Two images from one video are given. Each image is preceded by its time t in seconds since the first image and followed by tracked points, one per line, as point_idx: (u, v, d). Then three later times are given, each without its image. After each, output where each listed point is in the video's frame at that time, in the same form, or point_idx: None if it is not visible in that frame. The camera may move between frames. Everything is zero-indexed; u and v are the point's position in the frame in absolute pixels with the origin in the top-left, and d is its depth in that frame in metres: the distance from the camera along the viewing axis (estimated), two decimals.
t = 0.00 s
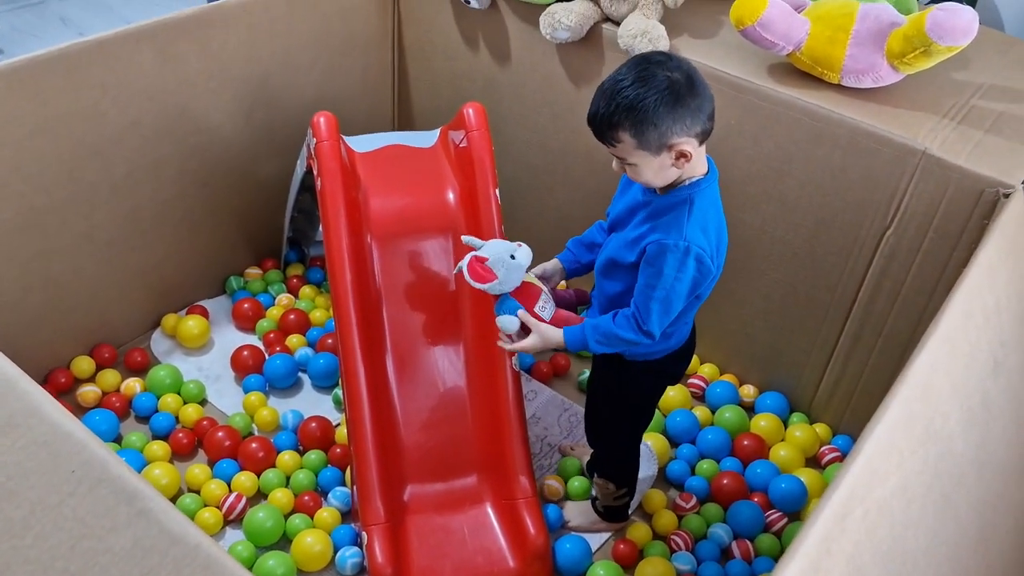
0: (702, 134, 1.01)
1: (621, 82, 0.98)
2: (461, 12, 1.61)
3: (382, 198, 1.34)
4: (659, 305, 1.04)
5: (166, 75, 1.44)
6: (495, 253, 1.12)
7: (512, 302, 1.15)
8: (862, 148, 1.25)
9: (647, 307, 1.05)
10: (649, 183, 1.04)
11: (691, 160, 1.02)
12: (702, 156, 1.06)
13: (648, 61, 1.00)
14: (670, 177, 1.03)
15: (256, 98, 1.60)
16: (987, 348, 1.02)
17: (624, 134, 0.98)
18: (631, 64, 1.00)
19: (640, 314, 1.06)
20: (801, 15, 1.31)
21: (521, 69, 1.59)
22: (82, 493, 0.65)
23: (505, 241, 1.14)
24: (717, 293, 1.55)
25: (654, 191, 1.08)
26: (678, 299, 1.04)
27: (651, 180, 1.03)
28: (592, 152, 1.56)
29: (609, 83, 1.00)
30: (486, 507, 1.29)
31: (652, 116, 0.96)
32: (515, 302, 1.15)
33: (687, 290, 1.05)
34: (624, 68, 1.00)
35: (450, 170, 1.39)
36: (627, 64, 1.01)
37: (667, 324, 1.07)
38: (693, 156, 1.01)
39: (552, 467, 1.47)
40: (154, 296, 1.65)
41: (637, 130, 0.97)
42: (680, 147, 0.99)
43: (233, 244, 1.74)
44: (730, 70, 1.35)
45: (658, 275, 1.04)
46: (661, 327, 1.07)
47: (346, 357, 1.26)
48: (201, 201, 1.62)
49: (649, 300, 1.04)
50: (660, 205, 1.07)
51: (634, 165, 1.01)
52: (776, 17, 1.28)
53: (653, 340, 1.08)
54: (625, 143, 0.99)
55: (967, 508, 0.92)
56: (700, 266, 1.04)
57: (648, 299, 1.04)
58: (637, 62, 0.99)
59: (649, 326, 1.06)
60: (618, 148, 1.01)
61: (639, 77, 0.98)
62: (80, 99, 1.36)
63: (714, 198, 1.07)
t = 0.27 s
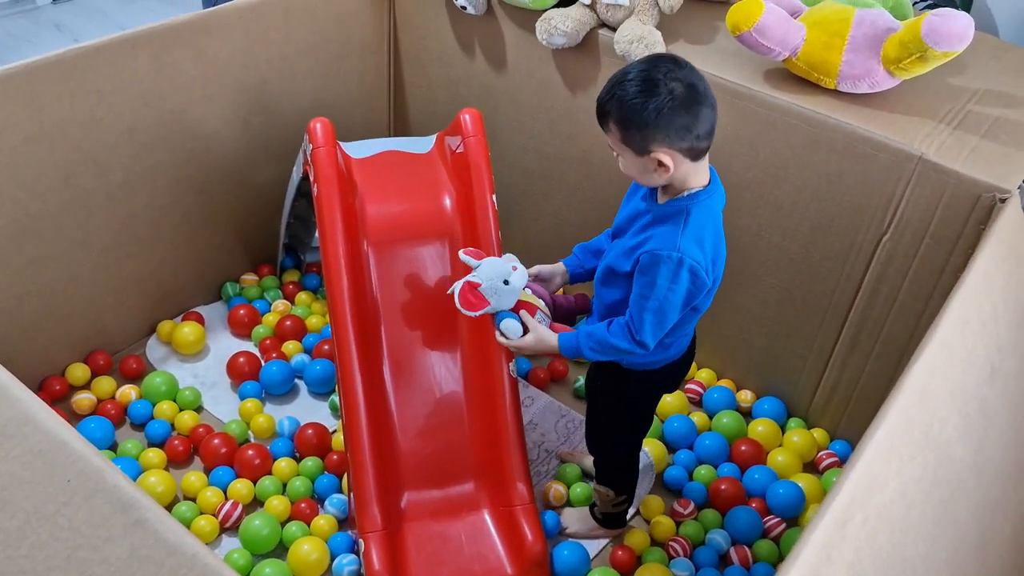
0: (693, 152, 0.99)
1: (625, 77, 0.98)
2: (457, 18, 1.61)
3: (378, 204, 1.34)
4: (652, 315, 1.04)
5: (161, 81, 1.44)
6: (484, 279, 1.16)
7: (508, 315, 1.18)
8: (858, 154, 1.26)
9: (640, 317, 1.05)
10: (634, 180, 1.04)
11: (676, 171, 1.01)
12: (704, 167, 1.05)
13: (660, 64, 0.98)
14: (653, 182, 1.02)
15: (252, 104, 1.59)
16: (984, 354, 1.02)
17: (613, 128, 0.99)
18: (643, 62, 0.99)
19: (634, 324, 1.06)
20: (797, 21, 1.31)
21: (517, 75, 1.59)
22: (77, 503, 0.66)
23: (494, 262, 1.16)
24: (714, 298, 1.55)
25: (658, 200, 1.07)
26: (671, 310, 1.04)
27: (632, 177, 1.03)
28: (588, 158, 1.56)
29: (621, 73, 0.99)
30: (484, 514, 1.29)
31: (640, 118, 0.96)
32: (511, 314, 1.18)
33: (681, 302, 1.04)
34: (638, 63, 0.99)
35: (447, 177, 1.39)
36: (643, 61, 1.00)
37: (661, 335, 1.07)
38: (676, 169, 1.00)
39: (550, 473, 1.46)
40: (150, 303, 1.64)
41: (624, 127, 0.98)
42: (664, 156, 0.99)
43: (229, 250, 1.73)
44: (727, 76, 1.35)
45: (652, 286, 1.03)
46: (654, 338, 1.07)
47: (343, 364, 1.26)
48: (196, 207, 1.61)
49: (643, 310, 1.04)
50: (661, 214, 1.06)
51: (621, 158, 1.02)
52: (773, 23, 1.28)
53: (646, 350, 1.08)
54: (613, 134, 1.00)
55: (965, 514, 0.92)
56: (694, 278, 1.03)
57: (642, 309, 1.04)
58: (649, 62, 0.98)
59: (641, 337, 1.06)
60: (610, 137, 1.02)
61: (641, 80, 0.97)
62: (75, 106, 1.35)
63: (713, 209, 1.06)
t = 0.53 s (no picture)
0: (671, 166, 1.00)
1: (638, 71, 0.99)
2: (453, 25, 1.62)
3: (375, 212, 1.34)
4: (632, 320, 1.04)
5: (158, 89, 1.44)
6: (490, 267, 1.16)
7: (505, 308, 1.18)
8: (853, 159, 1.26)
9: (621, 322, 1.05)
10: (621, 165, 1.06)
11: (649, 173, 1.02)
12: (697, 179, 1.04)
13: (673, 73, 0.98)
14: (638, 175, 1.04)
15: (249, 112, 1.59)
16: (981, 358, 1.02)
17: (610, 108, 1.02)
18: (661, 64, 0.99)
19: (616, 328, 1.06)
20: (792, 27, 1.32)
21: (514, 82, 1.59)
22: (74, 513, 0.66)
23: (500, 253, 1.17)
24: (711, 304, 1.55)
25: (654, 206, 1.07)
26: (653, 317, 1.04)
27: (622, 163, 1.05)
28: (585, 164, 1.56)
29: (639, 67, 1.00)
30: (482, 521, 1.29)
31: (627, 109, 0.98)
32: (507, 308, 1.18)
33: (663, 310, 1.04)
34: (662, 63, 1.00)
35: (443, 184, 1.39)
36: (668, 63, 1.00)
37: (645, 342, 1.06)
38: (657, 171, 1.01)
39: (549, 481, 1.46)
40: (147, 311, 1.64)
41: (616, 112, 1.00)
42: (640, 154, 1.01)
43: (226, 257, 1.73)
44: (722, 82, 1.35)
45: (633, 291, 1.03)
46: (637, 344, 1.06)
47: (341, 372, 1.26)
48: (193, 215, 1.61)
49: (623, 315, 1.04)
50: (650, 220, 1.06)
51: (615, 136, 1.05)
52: (768, 29, 1.28)
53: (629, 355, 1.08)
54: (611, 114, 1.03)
55: (966, 515, 0.93)
56: (674, 288, 1.02)
57: (622, 314, 1.05)
58: (664, 67, 0.98)
59: (623, 342, 1.06)
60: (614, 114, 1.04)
61: (644, 80, 0.98)
62: (72, 114, 1.35)
63: (700, 218, 1.05)
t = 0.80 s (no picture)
0: (664, 155, 1.00)
1: (651, 56, 0.99)
2: (450, 30, 1.62)
3: (373, 217, 1.34)
4: (620, 302, 1.05)
5: (156, 97, 1.44)
6: (509, 255, 1.19)
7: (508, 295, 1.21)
8: (851, 160, 1.26)
9: (610, 304, 1.05)
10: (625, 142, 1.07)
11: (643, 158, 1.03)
12: (693, 168, 1.04)
13: (683, 65, 0.98)
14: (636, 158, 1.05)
15: (247, 119, 1.60)
16: (980, 357, 1.02)
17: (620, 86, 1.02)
18: (673, 54, 0.98)
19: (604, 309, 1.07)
20: (788, 29, 1.32)
21: (511, 86, 1.59)
22: (74, 521, 0.66)
23: (521, 243, 1.20)
24: (710, 306, 1.55)
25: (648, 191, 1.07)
26: (640, 301, 1.04)
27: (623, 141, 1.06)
28: (583, 168, 1.57)
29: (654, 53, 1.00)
30: (483, 526, 1.29)
31: (632, 91, 0.99)
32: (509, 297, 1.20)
33: (651, 295, 1.04)
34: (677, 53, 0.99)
35: (441, 189, 1.39)
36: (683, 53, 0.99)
37: (634, 328, 1.07)
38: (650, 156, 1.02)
39: (551, 484, 1.46)
40: (147, 319, 1.64)
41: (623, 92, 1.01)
42: (636, 137, 1.01)
43: (225, 265, 1.73)
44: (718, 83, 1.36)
45: (620, 273, 1.04)
46: (627, 329, 1.07)
47: (340, 378, 1.26)
48: (192, 223, 1.61)
49: (611, 296, 1.05)
50: (641, 206, 1.06)
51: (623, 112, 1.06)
52: (764, 32, 1.29)
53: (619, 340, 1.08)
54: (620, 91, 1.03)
55: (965, 516, 0.93)
56: (660, 272, 1.02)
57: (610, 298, 1.05)
58: (675, 58, 0.98)
59: (612, 326, 1.06)
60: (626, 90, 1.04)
61: (652, 67, 0.98)
62: (69, 123, 1.36)
63: (690, 205, 1.05)
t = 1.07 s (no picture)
0: (660, 146, 1.01)
1: (662, 48, 0.99)
2: (449, 36, 1.62)
3: (373, 223, 1.34)
4: (609, 284, 1.04)
5: (155, 104, 1.45)
6: (501, 237, 1.18)
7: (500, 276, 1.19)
8: (849, 164, 1.26)
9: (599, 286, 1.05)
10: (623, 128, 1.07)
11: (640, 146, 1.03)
12: (689, 159, 1.04)
13: (692, 61, 0.98)
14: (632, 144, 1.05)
15: (247, 125, 1.60)
16: (980, 360, 1.02)
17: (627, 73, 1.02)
18: (683, 49, 0.98)
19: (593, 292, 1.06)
20: (787, 34, 1.32)
21: (510, 91, 1.59)
22: (74, 527, 0.66)
23: (513, 226, 1.19)
24: (710, 311, 1.55)
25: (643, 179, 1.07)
26: (630, 285, 1.04)
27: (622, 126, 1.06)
28: (582, 173, 1.57)
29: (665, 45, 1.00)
30: (484, 531, 1.28)
31: (637, 80, 0.99)
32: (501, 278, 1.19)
33: (641, 280, 1.04)
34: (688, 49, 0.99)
35: (441, 194, 1.39)
36: (693, 50, 0.99)
37: (623, 313, 1.06)
38: (645, 145, 1.02)
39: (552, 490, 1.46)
40: (147, 325, 1.64)
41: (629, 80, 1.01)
42: (635, 124, 1.02)
43: (225, 271, 1.73)
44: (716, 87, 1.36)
45: (610, 255, 1.04)
46: (615, 314, 1.06)
47: (340, 384, 1.26)
48: (192, 229, 1.62)
49: (600, 278, 1.05)
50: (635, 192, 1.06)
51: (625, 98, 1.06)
52: (762, 36, 1.29)
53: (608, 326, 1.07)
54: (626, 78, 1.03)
55: (965, 520, 0.93)
56: (649, 256, 1.02)
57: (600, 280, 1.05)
58: (685, 54, 0.98)
59: (600, 309, 1.06)
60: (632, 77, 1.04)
61: (661, 60, 0.98)
62: (69, 130, 1.36)
63: (682, 193, 1.04)
